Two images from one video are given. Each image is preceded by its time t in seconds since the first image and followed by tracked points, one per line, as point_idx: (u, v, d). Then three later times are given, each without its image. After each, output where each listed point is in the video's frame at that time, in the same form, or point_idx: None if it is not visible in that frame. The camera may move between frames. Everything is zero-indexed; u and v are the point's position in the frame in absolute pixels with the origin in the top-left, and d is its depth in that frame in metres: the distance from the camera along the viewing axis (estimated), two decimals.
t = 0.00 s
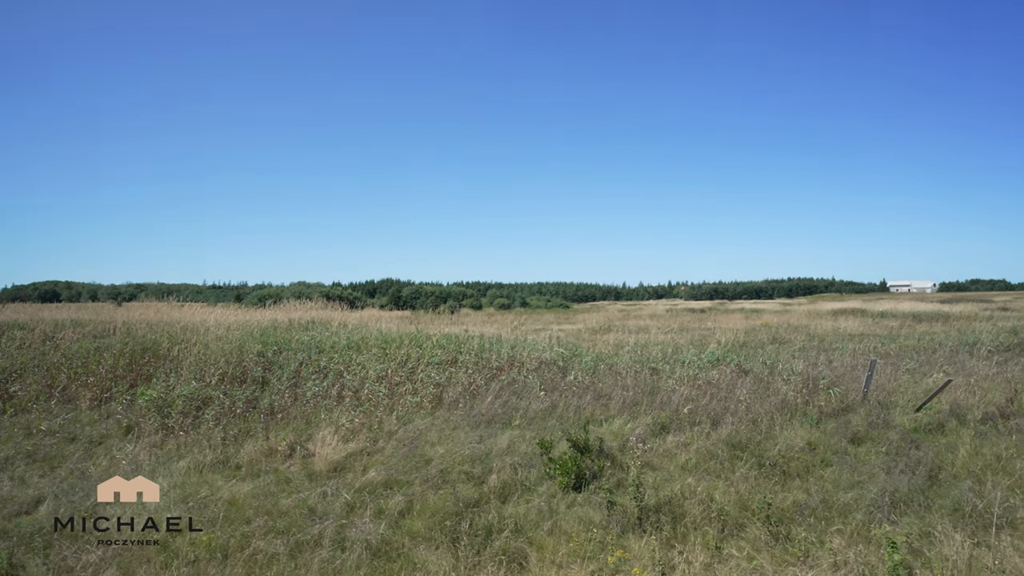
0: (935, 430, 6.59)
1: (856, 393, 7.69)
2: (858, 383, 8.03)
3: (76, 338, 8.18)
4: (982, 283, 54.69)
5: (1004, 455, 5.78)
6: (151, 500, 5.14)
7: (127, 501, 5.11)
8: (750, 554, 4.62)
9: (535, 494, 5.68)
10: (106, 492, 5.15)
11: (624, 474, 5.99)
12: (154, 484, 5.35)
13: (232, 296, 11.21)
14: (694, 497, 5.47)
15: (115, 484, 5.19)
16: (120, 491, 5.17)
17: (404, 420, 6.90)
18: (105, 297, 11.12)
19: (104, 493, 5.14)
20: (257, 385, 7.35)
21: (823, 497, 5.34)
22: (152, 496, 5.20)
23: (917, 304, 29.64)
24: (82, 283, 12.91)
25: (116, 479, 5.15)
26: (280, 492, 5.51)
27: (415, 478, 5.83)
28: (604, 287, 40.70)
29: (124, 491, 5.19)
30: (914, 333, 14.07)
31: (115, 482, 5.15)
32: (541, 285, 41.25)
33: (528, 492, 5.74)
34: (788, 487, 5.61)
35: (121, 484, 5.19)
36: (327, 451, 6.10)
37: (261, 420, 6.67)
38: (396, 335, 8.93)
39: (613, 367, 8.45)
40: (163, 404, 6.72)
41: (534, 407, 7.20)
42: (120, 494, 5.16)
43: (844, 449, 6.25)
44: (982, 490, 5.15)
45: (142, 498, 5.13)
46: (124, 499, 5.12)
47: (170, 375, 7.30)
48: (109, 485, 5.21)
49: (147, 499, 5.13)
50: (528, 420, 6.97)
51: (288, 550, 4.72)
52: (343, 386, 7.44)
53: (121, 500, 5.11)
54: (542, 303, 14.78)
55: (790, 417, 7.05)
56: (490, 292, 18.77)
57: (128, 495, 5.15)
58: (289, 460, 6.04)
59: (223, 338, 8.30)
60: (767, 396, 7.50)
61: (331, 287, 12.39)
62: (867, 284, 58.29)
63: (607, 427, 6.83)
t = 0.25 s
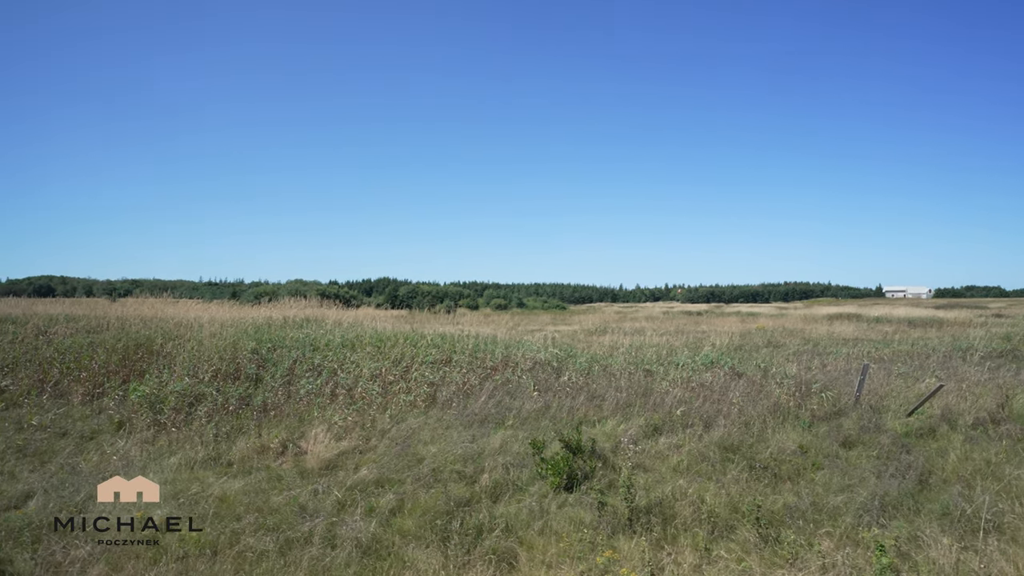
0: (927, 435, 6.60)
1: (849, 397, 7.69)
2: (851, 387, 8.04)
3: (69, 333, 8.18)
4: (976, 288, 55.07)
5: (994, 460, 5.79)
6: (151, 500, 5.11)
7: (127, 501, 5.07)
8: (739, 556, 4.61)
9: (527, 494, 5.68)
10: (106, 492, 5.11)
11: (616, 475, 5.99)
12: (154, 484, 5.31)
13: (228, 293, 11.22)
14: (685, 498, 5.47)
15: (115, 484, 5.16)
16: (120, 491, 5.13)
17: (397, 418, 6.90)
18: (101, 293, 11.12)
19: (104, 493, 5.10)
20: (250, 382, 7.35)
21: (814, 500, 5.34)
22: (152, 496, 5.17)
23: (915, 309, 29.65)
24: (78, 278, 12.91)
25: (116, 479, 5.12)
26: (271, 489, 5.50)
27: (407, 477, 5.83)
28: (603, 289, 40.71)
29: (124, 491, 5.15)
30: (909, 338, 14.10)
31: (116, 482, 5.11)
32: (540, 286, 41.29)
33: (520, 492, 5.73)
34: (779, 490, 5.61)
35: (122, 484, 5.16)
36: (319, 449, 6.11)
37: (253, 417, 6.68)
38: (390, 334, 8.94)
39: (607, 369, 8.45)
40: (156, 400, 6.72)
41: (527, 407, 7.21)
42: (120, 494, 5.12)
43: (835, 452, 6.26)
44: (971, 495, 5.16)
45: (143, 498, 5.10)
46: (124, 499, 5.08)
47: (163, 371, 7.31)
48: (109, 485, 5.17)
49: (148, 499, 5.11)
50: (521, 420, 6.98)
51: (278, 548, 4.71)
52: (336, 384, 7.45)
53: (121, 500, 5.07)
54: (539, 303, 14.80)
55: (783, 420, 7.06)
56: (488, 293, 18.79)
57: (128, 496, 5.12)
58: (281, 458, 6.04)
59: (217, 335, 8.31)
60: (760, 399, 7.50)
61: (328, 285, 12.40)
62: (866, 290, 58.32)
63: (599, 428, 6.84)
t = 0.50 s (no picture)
0: (915, 434, 6.65)
1: (838, 397, 7.74)
2: (840, 387, 8.09)
3: (58, 330, 8.13)
4: (967, 291, 55.49)
5: (980, 460, 5.84)
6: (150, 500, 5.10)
7: (127, 501, 5.06)
8: (727, 554, 4.63)
9: (517, 492, 5.69)
10: (106, 492, 5.10)
11: (606, 474, 6.01)
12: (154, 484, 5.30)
13: (219, 291, 11.18)
14: (675, 497, 5.49)
15: (115, 484, 5.14)
16: (121, 491, 5.12)
17: (388, 417, 6.90)
18: (91, 291, 11.05)
19: (104, 493, 5.08)
20: (241, 380, 7.33)
21: (802, 499, 5.37)
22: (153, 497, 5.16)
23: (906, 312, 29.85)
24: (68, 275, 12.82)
25: (116, 479, 5.10)
26: (261, 487, 5.49)
27: (397, 475, 5.83)
28: (597, 289, 40.79)
29: (124, 491, 5.14)
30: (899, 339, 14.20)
31: (116, 481, 5.10)
32: (533, 287, 41.36)
33: (510, 490, 5.74)
34: (768, 489, 5.64)
35: (122, 484, 5.14)
36: (309, 447, 6.10)
37: (244, 416, 6.66)
38: (382, 333, 8.93)
39: (599, 368, 8.48)
40: (145, 398, 6.69)
41: (518, 406, 7.22)
42: (121, 494, 5.11)
43: (824, 452, 6.29)
44: (957, 494, 5.21)
45: (142, 498, 5.09)
46: (124, 499, 5.06)
47: (153, 369, 7.28)
48: (109, 485, 5.16)
49: (148, 499, 5.09)
50: (512, 419, 6.99)
51: (268, 546, 4.70)
52: (327, 383, 7.43)
53: (121, 500, 5.05)
54: (532, 303, 14.82)
55: (772, 420, 7.10)
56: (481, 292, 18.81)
57: (128, 496, 5.10)
58: (272, 456, 6.03)
59: (207, 333, 8.28)
60: (750, 398, 7.54)
61: (320, 284, 12.38)
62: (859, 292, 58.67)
63: (590, 428, 6.86)
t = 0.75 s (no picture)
0: (899, 420, 6.75)
1: (824, 384, 7.84)
2: (825, 375, 8.19)
3: (40, 332, 8.01)
4: (950, 279, 56.35)
5: (963, 444, 5.95)
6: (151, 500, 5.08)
7: (127, 501, 5.04)
8: (717, 542, 4.68)
9: (508, 486, 5.70)
10: (106, 492, 5.09)
11: (596, 465, 6.05)
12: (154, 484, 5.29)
13: (204, 290, 11.07)
14: (664, 487, 5.53)
15: (115, 484, 5.13)
16: (120, 491, 5.11)
17: (377, 413, 6.88)
18: (73, 291, 10.89)
19: (104, 493, 5.07)
20: (228, 379, 7.27)
21: (790, 486, 5.44)
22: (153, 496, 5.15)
23: (890, 300, 30.27)
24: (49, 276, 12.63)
25: (116, 479, 5.10)
26: (250, 486, 5.46)
27: (388, 471, 5.82)
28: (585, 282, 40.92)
29: (124, 491, 5.13)
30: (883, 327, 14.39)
31: (116, 481, 5.09)
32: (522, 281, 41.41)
33: (501, 484, 5.76)
34: (756, 476, 5.70)
35: (121, 484, 5.13)
36: (298, 445, 6.08)
37: (232, 415, 6.61)
38: (370, 329, 8.90)
39: (587, 361, 8.51)
40: (131, 399, 6.61)
41: (508, 400, 7.23)
42: (120, 494, 5.10)
43: (810, 439, 6.38)
44: (941, 477, 5.30)
45: (142, 498, 5.08)
46: (124, 499, 5.05)
47: (138, 370, 7.20)
48: (109, 485, 5.15)
49: (148, 499, 5.08)
50: (502, 413, 7.00)
51: (257, 545, 4.67)
52: (316, 380, 7.40)
53: (121, 500, 5.04)
54: (521, 297, 14.84)
55: (759, 408, 7.17)
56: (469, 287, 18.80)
57: (128, 495, 5.09)
58: (260, 455, 5.99)
59: (193, 332, 8.20)
60: (737, 388, 7.61)
61: (307, 281, 12.30)
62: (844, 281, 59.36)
63: (580, 420, 6.89)
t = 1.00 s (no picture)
0: (876, 409, 6.88)
1: (803, 374, 7.96)
2: (805, 365, 8.32)
3: (12, 329, 7.82)
4: (927, 271, 57.46)
5: (938, 432, 6.08)
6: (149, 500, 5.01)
7: (126, 501, 4.96)
8: (699, 531, 4.73)
9: (493, 478, 5.71)
10: (106, 492, 5.01)
11: (580, 457, 6.08)
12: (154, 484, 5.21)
13: (183, 285, 10.91)
14: (647, 478, 5.58)
15: (115, 484, 5.05)
16: (121, 491, 5.03)
17: (360, 408, 6.85)
18: (46, 287, 10.65)
19: (104, 493, 4.99)
20: (209, 375, 7.18)
21: (770, 475, 5.53)
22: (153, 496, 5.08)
23: (868, 291, 30.78)
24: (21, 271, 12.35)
25: (116, 479, 5.01)
26: (232, 483, 5.40)
27: (371, 466, 5.79)
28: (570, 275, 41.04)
29: (124, 491, 5.05)
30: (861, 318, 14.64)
31: (116, 481, 5.01)
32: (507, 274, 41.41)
33: (485, 477, 5.77)
34: (737, 466, 5.77)
35: (121, 484, 5.05)
36: (280, 441, 6.03)
37: (212, 411, 6.53)
38: (353, 323, 8.83)
39: (571, 353, 8.54)
40: (108, 396, 6.50)
41: (492, 393, 7.24)
42: (120, 494, 5.02)
43: (791, 428, 6.47)
44: (917, 465, 5.42)
45: (142, 498, 5.00)
46: (124, 499, 4.97)
47: (115, 367, 7.07)
48: (109, 485, 5.07)
49: (148, 499, 5.00)
50: (486, 406, 7.01)
51: (240, 542, 4.63)
52: (298, 375, 7.34)
53: (121, 500, 4.96)
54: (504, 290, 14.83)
55: (740, 399, 7.26)
56: (453, 281, 18.76)
57: (127, 496, 5.01)
58: (242, 451, 5.94)
59: (172, 328, 8.07)
60: (718, 379, 7.69)
61: (288, 275, 12.17)
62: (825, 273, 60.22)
63: (564, 412, 6.93)
